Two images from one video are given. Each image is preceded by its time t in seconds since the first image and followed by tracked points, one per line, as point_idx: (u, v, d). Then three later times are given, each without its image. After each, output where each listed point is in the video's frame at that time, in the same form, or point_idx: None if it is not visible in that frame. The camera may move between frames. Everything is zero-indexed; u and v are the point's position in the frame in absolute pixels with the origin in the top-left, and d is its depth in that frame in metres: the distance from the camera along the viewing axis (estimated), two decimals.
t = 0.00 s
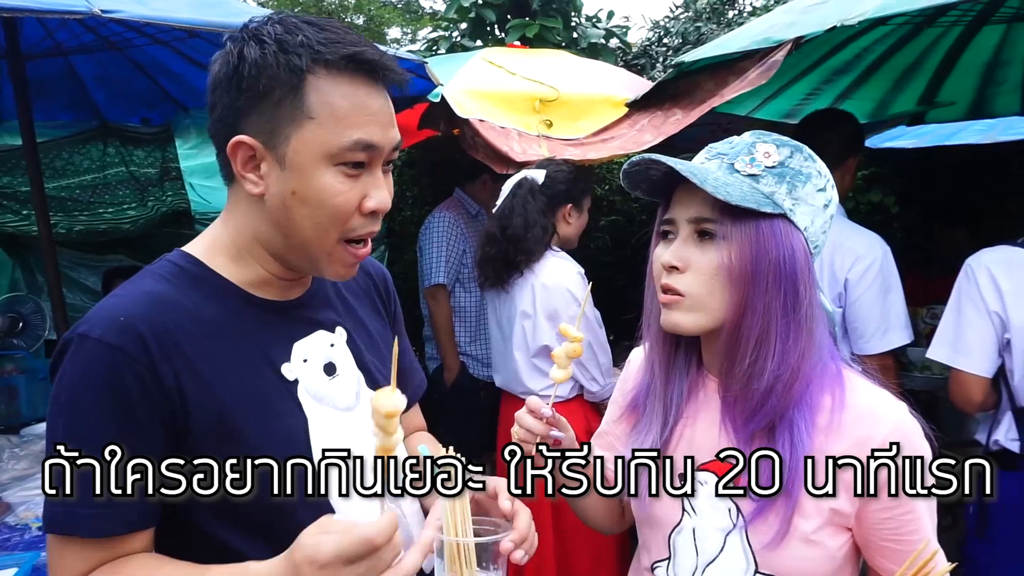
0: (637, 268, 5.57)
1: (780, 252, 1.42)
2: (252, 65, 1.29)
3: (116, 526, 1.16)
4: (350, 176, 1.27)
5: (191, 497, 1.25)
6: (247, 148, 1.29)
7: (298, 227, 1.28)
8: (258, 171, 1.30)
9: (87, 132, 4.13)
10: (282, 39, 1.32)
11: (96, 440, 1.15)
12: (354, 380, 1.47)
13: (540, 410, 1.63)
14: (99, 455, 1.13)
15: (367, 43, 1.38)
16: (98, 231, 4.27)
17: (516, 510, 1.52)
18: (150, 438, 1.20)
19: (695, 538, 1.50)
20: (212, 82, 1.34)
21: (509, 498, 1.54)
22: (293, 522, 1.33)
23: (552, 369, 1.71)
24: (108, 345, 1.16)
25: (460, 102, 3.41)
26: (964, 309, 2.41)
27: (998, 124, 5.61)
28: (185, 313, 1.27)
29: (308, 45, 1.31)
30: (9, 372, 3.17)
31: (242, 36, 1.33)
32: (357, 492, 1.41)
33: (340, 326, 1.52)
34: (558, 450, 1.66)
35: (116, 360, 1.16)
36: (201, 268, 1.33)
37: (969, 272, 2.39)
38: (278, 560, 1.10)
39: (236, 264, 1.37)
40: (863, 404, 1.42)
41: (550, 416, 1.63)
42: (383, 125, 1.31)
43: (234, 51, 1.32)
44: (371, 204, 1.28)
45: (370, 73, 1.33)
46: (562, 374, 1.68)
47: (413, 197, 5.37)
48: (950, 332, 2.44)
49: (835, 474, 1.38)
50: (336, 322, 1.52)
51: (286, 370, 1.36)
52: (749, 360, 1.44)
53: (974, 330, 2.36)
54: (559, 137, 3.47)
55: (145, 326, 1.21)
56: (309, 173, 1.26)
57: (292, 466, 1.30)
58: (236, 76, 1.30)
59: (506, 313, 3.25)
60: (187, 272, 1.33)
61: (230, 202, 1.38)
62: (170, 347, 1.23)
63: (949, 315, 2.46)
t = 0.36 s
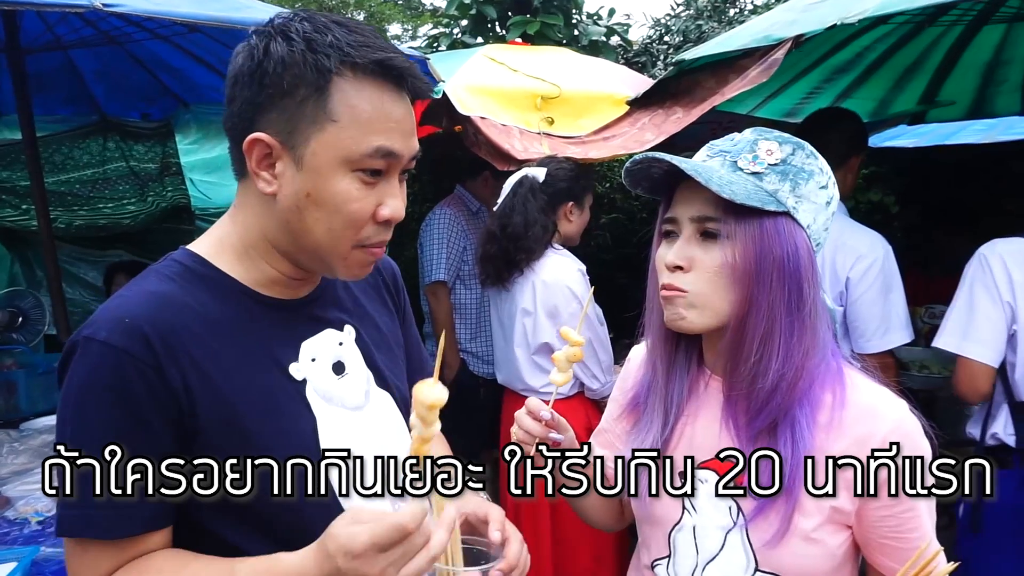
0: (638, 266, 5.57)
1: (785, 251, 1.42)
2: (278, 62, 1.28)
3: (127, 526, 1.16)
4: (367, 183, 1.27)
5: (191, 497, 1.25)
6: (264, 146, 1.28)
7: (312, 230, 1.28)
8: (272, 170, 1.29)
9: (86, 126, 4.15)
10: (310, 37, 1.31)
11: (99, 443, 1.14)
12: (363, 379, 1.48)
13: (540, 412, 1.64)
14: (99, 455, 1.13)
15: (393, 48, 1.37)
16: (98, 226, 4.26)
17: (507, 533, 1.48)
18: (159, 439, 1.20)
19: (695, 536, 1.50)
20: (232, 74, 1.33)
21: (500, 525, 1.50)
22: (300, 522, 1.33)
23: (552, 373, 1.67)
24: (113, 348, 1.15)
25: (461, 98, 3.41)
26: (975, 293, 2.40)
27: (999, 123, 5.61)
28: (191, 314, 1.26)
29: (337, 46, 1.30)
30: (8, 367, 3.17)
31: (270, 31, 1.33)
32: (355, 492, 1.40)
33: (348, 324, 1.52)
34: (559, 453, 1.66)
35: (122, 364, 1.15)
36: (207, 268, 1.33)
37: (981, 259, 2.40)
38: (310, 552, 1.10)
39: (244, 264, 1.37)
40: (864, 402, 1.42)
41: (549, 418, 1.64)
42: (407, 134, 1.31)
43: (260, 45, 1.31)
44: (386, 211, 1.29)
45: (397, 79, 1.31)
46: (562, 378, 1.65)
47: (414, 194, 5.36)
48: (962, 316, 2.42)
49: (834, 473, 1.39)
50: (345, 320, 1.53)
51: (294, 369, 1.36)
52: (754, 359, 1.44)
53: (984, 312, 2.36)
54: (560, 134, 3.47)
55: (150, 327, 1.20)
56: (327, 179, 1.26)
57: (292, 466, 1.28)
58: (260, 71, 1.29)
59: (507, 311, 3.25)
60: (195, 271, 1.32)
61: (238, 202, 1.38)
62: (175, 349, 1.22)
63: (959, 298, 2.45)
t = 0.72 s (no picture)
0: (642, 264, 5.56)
1: (791, 250, 1.42)
2: (277, 58, 1.29)
3: (140, 530, 1.16)
4: (374, 173, 1.27)
5: (191, 497, 1.24)
6: (271, 143, 1.28)
7: (320, 223, 1.28)
8: (281, 167, 1.29)
9: (92, 126, 4.09)
10: (308, 32, 1.31)
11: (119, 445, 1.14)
12: (375, 377, 1.48)
13: (545, 411, 1.62)
14: (99, 455, 1.12)
15: (390, 37, 1.37)
16: (103, 225, 4.29)
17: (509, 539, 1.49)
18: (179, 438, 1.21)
19: (700, 533, 1.50)
20: (231, 75, 1.33)
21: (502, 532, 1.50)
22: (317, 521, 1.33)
23: (557, 371, 1.67)
24: (134, 350, 1.15)
25: (464, 95, 3.42)
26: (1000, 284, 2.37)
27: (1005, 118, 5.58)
28: (211, 314, 1.27)
29: (335, 39, 1.30)
30: (16, 366, 3.18)
31: (267, 28, 1.33)
32: (357, 493, 1.38)
33: (359, 324, 1.53)
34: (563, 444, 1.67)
35: (142, 364, 1.16)
36: (220, 266, 1.33)
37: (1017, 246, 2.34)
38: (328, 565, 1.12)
39: (256, 262, 1.37)
40: (868, 398, 1.42)
41: (553, 416, 1.63)
42: (409, 121, 1.31)
43: (258, 43, 1.31)
44: (395, 199, 1.29)
45: (397, 68, 1.32)
46: (568, 376, 1.65)
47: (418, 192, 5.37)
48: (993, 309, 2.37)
49: (834, 472, 1.38)
50: (356, 320, 1.53)
51: (310, 367, 1.36)
52: (762, 360, 1.44)
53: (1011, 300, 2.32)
54: (564, 131, 3.46)
55: (172, 329, 1.21)
56: (335, 172, 1.26)
57: (292, 466, 1.26)
58: (259, 68, 1.29)
59: (513, 309, 3.26)
60: (207, 271, 1.32)
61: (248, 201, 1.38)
62: (196, 347, 1.23)
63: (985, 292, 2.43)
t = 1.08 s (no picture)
0: (645, 262, 5.55)
1: (798, 250, 1.41)
2: (281, 71, 1.26)
3: (139, 530, 1.17)
4: (372, 189, 1.28)
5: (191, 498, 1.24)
6: (269, 155, 1.27)
7: (316, 237, 1.29)
8: (279, 179, 1.28)
9: (93, 125, 4.13)
10: (313, 45, 1.28)
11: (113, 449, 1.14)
12: (375, 376, 1.48)
13: (550, 413, 1.62)
14: (99, 455, 1.13)
15: (397, 51, 1.35)
16: (106, 225, 4.29)
17: (496, 495, 1.51)
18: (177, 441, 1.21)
19: (704, 532, 1.50)
20: (232, 83, 1.31)
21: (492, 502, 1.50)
22: (319, 521, 1.34)
23: (561, 373, 1.66)
24: (132, 350, 1.15)
25: (466, 94, 3.42)
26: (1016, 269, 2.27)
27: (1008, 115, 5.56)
28: (209, 316, 1.26)
29: (340, 53, 1.27)
30: (19, 366, 3.18)
31: (273, 35, 1.31)
32: (357, 492, 1.39)
33: (357, 322, 1.52)
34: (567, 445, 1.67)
35: (139, 366, 1.15)
36: (218, 268, 1.33)
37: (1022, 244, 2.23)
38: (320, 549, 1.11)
39: (253, 264, 1.37)
40: (872, 395, 1.41)
41: (558, 418, 1.63)
42: (411, 139, 1.30)
43: (262, 52, 1.29)
44: (391, 215, 1.29)
45: (402, 87, 1.29)
46: (571, 378, 1.64)
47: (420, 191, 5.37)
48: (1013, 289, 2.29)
49: (835, 473, 1.38)
50: (354, 318, 1.52)
51: (309, 366, 1.36)
52: (770, 362, 1.43)
53: None
54: (566, 130, 3.45)
55: (169, 331, 1.20)
56: (334, 188, 1.25)
57: (292, 467, 1.27)
58: (262, 80, 1.28)
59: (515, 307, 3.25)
60: (209, 272, 1.32)
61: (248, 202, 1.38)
62: (194, 349, 1.22)
63: (1003, 283, 2.30)
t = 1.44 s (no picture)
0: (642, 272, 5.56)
1: (811, 269, 1.43)
2: (237, 88, 1.33)
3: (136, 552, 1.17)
4: (340, 178, 1.28)
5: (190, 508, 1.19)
6: (247, 167, 1.32)
7: (298, 235, 1.29)
8: (260, 188, 1.33)
9: (91, 149, 4.07)
10: (261, 57, 1.33)
11: (120, 449, 1.16)
12: (379, 390, 1.49)
13: (546, 456, 1.57)
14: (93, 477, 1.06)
15: (340, 42, 1.38)
16: (104, 246, 4.30)
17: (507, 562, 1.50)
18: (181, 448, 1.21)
19: (703, 551, 1.50)
20: (213, 111, 1.40)
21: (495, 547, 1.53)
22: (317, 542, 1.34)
23: (557, 420, 1.57)
24: (142, 349, 1.18)
25: (459, 111, 3.40)
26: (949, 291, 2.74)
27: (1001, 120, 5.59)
28: (216, 322, 1.28)
29: (282, 58, 1.32)
30: (18, 389, 3.19)
31: (231, 62, 1.37)
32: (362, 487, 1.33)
33: (365, 338, 1.54)
34: (561, 488, 1.62)
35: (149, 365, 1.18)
36: (232, 277, 1.36)
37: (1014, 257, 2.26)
38: None
39: (261, 274, 1.39)
40: (859, 408, 1.42)
41: (555, 461, 1.57)
42: (371, 125, 1.32)
43: (224, 79, 1.37)
44: (368, 203, 1.29)
45: (339, 70, 1.34)
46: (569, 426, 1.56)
47: (416, 206, 5.41)
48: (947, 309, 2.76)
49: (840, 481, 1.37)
50: (363, 334, 1.54)
51: (315, 376, 1.37)
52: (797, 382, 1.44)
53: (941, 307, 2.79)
54: (559, 144, 3.48)
55: (179, 333, 1.23)
56: (302, 181, 1.27)
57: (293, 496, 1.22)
58: (227, 101, 1.35)
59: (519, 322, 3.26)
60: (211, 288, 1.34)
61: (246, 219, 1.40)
62: (203, 355, 1.25)
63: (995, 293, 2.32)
